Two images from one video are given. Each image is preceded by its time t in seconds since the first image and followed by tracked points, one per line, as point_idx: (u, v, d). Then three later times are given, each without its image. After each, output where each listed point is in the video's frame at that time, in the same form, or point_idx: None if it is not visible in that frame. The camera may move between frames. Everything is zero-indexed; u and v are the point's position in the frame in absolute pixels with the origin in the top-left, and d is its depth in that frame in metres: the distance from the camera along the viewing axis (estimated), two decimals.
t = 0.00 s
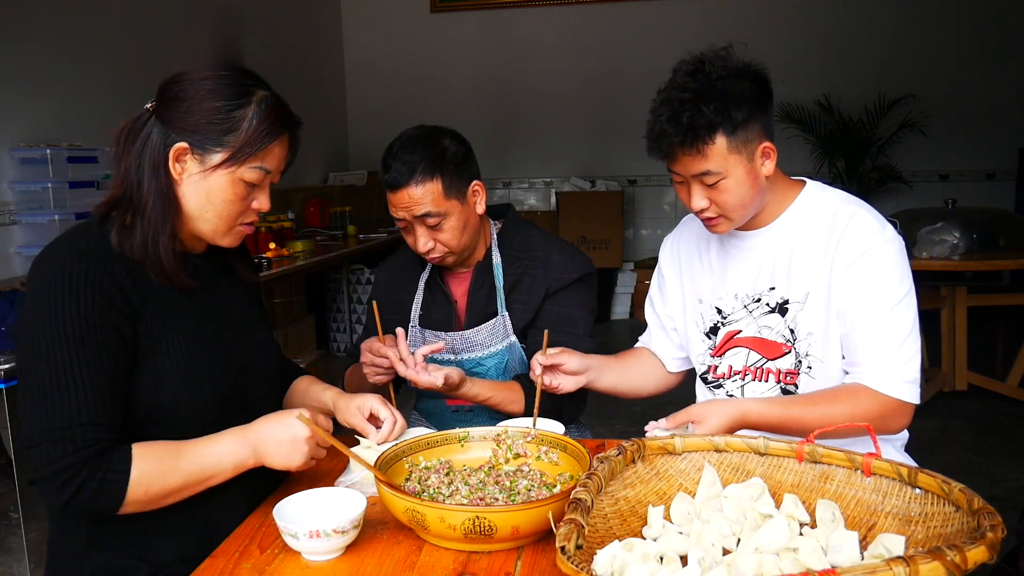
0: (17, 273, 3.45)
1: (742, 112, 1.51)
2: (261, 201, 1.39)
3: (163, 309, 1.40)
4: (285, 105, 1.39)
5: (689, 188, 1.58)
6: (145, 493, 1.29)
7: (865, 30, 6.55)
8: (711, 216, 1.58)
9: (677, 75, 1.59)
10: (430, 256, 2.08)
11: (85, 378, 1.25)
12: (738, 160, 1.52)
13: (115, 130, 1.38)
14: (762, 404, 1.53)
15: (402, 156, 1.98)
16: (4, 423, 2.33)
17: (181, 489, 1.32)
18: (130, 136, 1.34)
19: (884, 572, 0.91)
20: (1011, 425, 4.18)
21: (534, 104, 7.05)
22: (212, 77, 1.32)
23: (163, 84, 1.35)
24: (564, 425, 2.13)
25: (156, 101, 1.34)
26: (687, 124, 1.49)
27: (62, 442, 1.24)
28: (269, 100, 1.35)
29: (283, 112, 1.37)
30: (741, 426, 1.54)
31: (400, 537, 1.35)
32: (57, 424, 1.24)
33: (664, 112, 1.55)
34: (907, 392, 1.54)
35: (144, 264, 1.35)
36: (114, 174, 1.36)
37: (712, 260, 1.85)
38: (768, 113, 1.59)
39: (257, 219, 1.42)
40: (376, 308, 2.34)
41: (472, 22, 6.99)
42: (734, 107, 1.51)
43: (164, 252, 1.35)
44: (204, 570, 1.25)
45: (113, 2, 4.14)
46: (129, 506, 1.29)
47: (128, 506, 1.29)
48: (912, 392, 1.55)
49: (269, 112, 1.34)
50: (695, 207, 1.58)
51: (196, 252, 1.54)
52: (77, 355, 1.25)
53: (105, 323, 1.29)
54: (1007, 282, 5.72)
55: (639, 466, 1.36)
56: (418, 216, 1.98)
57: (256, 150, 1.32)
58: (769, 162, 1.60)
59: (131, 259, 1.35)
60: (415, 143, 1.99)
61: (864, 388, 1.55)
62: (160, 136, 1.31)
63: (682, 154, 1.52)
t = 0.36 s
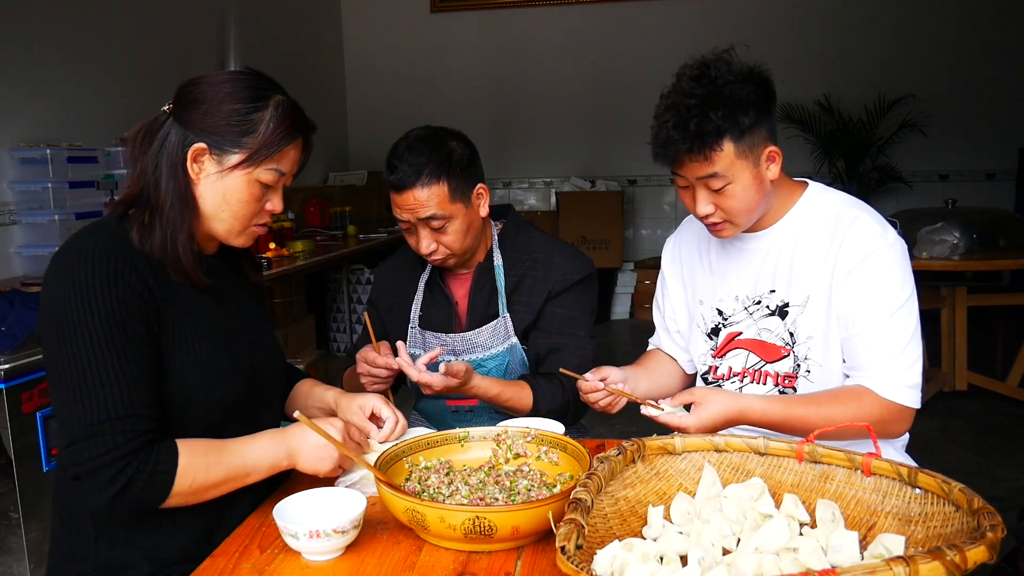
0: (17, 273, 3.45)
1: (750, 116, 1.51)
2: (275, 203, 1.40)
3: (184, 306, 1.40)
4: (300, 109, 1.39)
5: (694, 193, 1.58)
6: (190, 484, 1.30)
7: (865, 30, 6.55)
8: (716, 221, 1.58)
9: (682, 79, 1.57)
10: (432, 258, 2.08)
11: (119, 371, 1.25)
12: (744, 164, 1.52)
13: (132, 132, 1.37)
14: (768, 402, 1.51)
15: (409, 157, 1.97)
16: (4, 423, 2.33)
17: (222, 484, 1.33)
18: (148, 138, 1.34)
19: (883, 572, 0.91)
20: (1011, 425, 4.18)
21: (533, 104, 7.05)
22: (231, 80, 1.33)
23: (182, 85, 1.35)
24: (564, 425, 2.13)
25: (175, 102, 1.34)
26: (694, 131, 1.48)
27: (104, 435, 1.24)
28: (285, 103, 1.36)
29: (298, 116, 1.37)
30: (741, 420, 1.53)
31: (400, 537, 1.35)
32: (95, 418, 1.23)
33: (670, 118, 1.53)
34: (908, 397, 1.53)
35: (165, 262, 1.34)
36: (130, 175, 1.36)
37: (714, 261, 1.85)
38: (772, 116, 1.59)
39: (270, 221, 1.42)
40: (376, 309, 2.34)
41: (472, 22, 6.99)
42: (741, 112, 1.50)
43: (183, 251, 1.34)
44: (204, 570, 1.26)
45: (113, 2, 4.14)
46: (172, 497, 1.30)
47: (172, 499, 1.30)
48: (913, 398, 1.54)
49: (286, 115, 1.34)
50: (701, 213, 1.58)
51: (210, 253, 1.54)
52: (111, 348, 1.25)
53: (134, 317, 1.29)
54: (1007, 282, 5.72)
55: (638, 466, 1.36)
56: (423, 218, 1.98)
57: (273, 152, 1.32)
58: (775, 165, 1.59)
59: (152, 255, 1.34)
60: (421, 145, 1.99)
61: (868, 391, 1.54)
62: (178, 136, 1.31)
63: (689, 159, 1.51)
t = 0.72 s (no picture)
0: (17, 273, 3.45)
1: (762, 117, 1.50)
2: (280, 204, 1.39)
3: (190, 306, 1.40)
4: (306, 111, 1.39)
5: (702, 194, 1.57)
6: (195, 484, 1.30)
7: (865, 30, 6.55)
8: (724, 222, 1.58)
9: (695, 77, 1.55)
10: (444, 259, 2.07)
11: (125, 368, 1.25)
12: (755, 166, 1.52)
13: (139, 132, 1.37)
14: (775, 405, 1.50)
15: (430, 157, 1.96)
16: (4, 423, 2.33)
17: (226, 485, 1.33)
18: (156, 140, 1.34)
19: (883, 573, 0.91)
20: (1010, 425, 4.18)
21: (533, 104, 7.05)
22: (239, 81, 1.33)
23: (189, 87, 1.35)
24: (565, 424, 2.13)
25: (183, 103, 1.34)
26: (708, 131, 1.47)
27: (111, 433, 1.24)
28: (293, 106, 1.36)
29: (304, 118, 1.37)
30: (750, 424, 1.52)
31: (400, 537, 1.35)
32: (101, 416, 1.23)
33: (682, 117, 1.51)
34: (915, 399, 1.53)
35: (171, 262, 1.34)
36: (137, 175, 1.36)
37: (717, 261, 1.84)
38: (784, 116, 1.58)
39: (276, 222, 1.42)
40: (379, 309, 2.34)
41: (472, 22, 6.99)
42: (754, 113, 1.49)
43: (190, 252, 1.34)
44: (204, 570, 1.26)
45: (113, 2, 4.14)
46: (177, 497, 1.30)
47: (177, 499, 1.30)
48: (920, 399, 1.54)
49: (292, 117, 1.34)
50: (709, 214, 1.57)
51: (214, 254, 1.53)
52: (117, 346, 1.25)
53: (139, 317, 1.29)
54: (1007, 282, 5.72)
55: (638, 466, 1.36)
56: (441, 219, 1.97)
57: (279, 154, 1.32)
58: (784, 167, 1.59)
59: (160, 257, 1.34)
60: (444, 145, 1.99)
61: (876, 394, 1.54)
62: (185, 137, 1.31)
63: (700, 160, 1.50)
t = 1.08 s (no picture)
0: (17, 273, 3.45)
1: (775, 116, 1.50)
2: (277, 202, 1.39)
3: (185, 308, 1.40)
4: (301, 107, 1.39)
5: (709, 190, 1.57)
6: (191, 486, 1.29)
7: (865, 31, 6.56)
8: (730, 219, 1.57)
9: (709, 71, 1.55)
10: (462, 256, 2.06)
11: (118, 370, 1.25)
12: (764, 165, 1.51)
13: (135, 132, 1.37)
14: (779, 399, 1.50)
15: (460, 153, 1.96)
16: (4, 423, 2.33)
17: (222, 487, 1.33)
18: (151, 141, 1.34)
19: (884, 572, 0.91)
20: (1010, 425, 4.18)
21: (533, 104, 7.05)
22: (232, 78, 1.32)
23: (183, 86, 1.35)
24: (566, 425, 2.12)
25: (177, 102, 1.34)
26: (718, 128, 1.47)
27: (104, 436, 1.24)
28: (287, 102, 1.35)
29: (299, 114, 1.36)
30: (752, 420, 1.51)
31: (400, 538, 1.35)
32: (94, 419, 1.23)
33: (694, 112, 1.52)
34: (917, 403, 1.53)
35: (166, 262, 1.34)
36: (133, 175, 1.37)
37: (723, 260, 1.84)
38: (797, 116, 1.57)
39: (274, 221, 1.42)
40: (381, 309, 2.34)
41: (472, 22, 6.99)
42: (766, 113, 1.49)
43: (185, 252, 1.34)
44: (204, 570, 1.26)
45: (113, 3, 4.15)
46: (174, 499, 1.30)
47: (173, 500, 1.30)
48: (923, 403, 1.54)
49: (286, 114, 1.34)
50: (715, 211, 1.57)
51: (210, 255, 1.53)
52: (111, 347, 1.25)
53: (133, 318, 1.29)
54: (1007, 283, 5.72)
55: (638, 466, 1.36)
56: (466, 215, 1.96)
57: (274, 151, 1.31)
58: (795, 168, 1.59)
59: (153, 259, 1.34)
60: (472, 142, 1.99)
61: (879, 396, 1.55)
62: (180, 137, 1.31)
63: (709, 157, 1.50)
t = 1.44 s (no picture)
0: (17, 273, 3.46)
1: (788, 114, 1.50)
2: (268, 202, 1.38)
3: (180, 310, 1.40)
4: (290, 106, 1.37)
5: (720, 189, 1.56)
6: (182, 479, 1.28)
7: (865, 31, 6.56)
8: (741, 219, 1.57)
9: (720, 69, 1.55)
10: (464, 258, 2.05)
11: (112, 370, 1.26)
12: (775, 164, 1.51)
13: (125, 133, 1.37)
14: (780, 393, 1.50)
15: (465, 154, 1.96)
16: (4, 423, 2.33)
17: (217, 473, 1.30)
18: (139, 142, 1.34)
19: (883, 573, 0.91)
20: (1010, 425, 4.18)
21: (533, 104, 7.05)
22: (218, 77, 1.32)
23: (171, 86, 1.35)
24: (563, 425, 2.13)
25: (165, 101, 1.34)
26: (732, 127, 1.46)
27: (93, 442, 1.24)
28: (274, 100, 1.34)
29: (287, 113, 1.35)
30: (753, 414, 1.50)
31: (400, 538, 1.35)
32: (88, 420, 1.24)
33: (708, 112, 1.51)
34: (917, 405, 1.53)
35: (155, 265, 1.34)
36: (124, 176, 1.36)
37: (728, 259, 1.84)
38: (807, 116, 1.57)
39: (265, 221, 1.41)
40: (380, 310, 2.33)
41: (472, 22, 6.99)
42: (781, 110, 1.49)
43: (175, 254, 1.34)
44: (204, 570, 1.26)
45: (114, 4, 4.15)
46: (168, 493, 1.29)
47: (169, 495, 1.29)
48: (923, 406, 1.54)
49: (274, 112, 1.33)
50: (726, 210, 1.57)
51: (202, 256, 1.53)
52: (104, 347, 1.26)
53: (123, 321, 1.29)
54: (1007, 283, 5.73)
55: (639, 466, 1.36)
56: (469, 216, 1.96)
57: (261, 151, 1.30)
58: (804, 166, 1.59)
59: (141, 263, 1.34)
60: (476, 143, 1.99)
61: (878, 396, 1.54)
62: (167, 138, 1.31)
63: (721, 156, 1.49)
